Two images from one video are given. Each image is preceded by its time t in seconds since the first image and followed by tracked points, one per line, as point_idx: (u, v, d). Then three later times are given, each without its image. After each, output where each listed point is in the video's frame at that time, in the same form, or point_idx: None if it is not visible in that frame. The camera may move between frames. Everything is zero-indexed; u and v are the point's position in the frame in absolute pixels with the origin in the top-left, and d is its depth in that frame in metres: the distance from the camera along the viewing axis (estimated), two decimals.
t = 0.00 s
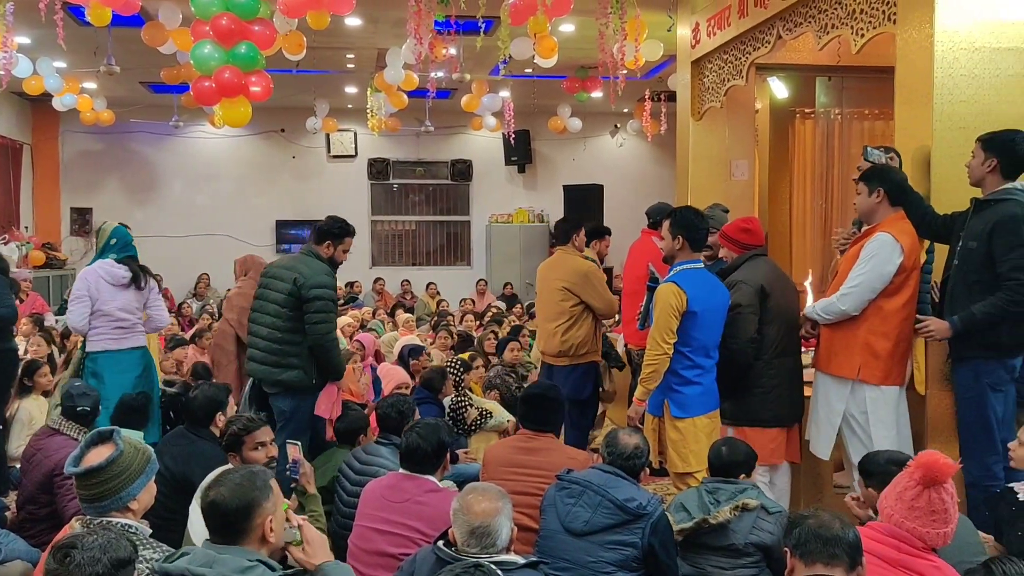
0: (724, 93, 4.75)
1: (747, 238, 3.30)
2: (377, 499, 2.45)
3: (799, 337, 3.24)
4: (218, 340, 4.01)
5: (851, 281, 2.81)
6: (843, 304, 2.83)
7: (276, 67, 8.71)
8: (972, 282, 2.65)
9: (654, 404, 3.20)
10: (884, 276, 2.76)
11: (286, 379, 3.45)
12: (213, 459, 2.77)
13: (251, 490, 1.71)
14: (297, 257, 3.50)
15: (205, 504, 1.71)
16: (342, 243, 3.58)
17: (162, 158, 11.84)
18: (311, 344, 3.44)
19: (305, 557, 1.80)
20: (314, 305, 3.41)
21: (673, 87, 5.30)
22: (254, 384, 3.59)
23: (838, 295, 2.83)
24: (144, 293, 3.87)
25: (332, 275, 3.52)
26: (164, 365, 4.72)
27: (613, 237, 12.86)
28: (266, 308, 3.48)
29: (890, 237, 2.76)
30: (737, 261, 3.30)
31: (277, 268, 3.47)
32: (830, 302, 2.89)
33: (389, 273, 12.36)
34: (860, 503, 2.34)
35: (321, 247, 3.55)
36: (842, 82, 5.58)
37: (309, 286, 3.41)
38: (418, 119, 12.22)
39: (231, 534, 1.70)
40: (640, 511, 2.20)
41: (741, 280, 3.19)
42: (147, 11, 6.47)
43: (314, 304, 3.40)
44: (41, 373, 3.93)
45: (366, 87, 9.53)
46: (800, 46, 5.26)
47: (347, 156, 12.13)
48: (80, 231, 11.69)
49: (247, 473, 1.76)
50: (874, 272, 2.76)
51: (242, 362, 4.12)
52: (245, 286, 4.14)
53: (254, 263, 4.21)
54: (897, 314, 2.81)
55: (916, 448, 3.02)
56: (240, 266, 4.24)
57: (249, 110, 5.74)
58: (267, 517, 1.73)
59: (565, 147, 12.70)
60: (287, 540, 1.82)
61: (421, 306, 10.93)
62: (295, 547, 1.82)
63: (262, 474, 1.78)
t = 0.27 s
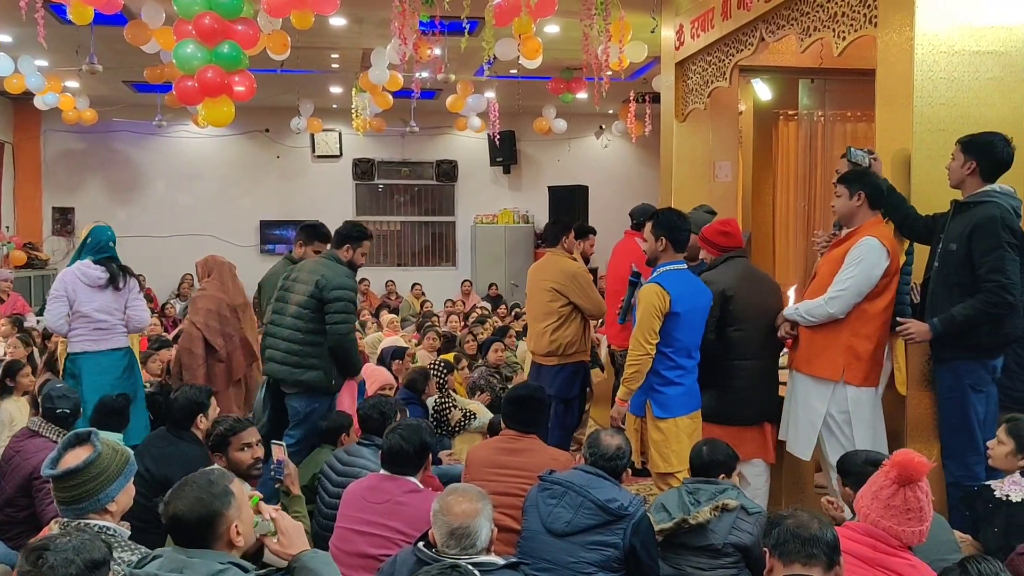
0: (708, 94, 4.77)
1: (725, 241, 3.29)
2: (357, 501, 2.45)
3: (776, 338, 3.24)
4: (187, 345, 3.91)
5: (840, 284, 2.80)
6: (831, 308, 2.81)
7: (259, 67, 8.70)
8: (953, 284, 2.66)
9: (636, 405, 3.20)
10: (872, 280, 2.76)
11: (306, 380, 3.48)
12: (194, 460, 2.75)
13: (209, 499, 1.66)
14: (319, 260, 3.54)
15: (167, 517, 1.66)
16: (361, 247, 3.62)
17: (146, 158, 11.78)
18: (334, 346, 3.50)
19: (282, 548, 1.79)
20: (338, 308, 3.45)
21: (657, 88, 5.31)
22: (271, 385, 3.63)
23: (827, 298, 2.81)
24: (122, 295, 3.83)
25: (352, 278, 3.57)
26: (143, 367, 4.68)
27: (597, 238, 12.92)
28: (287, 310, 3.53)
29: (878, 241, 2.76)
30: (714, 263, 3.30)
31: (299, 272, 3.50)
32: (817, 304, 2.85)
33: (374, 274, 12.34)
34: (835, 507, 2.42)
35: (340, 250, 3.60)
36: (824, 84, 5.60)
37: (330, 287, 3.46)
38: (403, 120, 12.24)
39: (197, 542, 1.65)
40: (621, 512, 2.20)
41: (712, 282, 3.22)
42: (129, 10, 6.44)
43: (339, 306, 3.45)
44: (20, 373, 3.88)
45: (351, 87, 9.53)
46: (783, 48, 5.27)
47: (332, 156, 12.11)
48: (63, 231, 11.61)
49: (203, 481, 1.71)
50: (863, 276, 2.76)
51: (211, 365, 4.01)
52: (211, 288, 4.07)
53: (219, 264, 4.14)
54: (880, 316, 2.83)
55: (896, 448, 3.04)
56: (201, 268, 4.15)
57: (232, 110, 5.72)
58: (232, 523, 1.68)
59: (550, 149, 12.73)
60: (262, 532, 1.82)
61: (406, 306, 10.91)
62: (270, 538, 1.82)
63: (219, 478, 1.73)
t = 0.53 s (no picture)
0: (702, 97, 4.77)
1: (706, 244, 3.33)
2: (346, 501, 2.45)
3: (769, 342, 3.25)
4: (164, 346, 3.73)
5: (835, 289, 2.80)
6: (826, 313, 2.81)
7: (254, 66, 8.70)
8: (943, 289, 2.67)
9: (628, 406, 3.21)
10: (867, 285, 2.76)
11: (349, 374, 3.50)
12: (184, 460, 2.75)
13: (181, 510, 1.62)
14: (353, 255, 3.57)
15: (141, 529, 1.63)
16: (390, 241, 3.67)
17: (140, 156, 11.76)
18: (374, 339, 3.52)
19: (268, 536, 1.81)
20: (379, 301, 3.48)
21: (651, 90, 5.34)
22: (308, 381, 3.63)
23: (823, 303, 2.81)
24: (110, 294, 3.79)
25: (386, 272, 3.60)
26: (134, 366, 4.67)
27: (592, 239, 12.93)
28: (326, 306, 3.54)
29: (872, 247, 2.76)
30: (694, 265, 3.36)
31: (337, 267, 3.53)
32: (813, 308, 2.85)
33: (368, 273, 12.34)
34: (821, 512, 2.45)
35: (371, 245, 3.64)
36: (818, 88, 5.57)
37: (371, 283, 3.49)
38: (398, 120, 12.26)
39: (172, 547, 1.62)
40: (610, 514, 2.21)
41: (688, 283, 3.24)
42: (123, 8, 6.44)
43: (379, 299, 3.48)
44: (12, 372, 3.88)
45: (346, 87, 9.54)
46: (777, 51, 5.19)
47: (327, 156, 12.12)
48: (57, 228, 11.59)
49: (171, 489, 1.66)
50: (858, 282, 2.76)
51: (189, 366, 3.82)
52: (184, 289, 3.88)
53: (193, 264, 3.92)
54: (871, 320, 2.83)
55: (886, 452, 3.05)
56: (173, 268, 3.92)
57: (226, 109, 5.73)
58: (208, 526, 1.65)
59: (545, 149, 12.75)
60: (245, 523, 1.82)
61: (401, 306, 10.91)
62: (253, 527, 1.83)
63: (188, 483, 1.68)
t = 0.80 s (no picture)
0: (701, 106, 4.78)
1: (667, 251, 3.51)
2: (341, 508, 2.45)
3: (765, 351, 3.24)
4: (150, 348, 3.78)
5: (833, 300, 2.79)
6: (826, 324, 2.80)
7: (255, 71, 8.72)
8: (939, 299, 2.67)
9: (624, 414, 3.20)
10: (864, 295, 2.76)
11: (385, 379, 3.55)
12: (179, 465, 2.75)
13: (162, 523, 1.61)
14: (384, 262, 3.61)
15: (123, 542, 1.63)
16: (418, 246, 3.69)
17: (140, 160, 11.78)
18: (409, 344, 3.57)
19: (259, 534, 1.88)
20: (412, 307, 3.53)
21: (651, 98, 5.33)
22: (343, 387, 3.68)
23: (823, 315, 2.80)
24: (105, 299, 3.76)
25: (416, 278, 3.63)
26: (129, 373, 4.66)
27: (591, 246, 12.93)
28: (359, 313, 3.59)
29: (867, 257, 2.76)
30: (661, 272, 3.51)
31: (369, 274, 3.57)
32: (811, 319, 2.85)
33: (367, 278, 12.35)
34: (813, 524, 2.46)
35: (400, 250, 3.66)
36: (817, 97, 5.59)
37: (402, 288, 3.53)
38: (398, 126, 12.27)
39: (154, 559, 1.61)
40: (606, 522, 2.20)
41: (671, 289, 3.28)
42: (125, 13, 6.46)
43: (412, 306, 3.52)
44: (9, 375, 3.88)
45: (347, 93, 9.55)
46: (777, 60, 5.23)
47: (327, 161, 12.15)
48: (56, 231, 11.60)
49: (152, 501, 1.64)
50: (857, 293, 2.76)
51: (176, 371, 3.85)
52: (171, 294, 3.89)
53: (179, 269, 3.94)
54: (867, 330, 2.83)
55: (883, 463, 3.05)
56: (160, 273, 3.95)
57: (226, 114, 5.74)
58: (192, 535, 1.64)
59: (545, 156, 12.76)
60: (234, 524, 1.86)
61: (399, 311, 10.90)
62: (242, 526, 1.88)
63: (168, 494, 1.67)
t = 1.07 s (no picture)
0: (697, 110, 4.79)
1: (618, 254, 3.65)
2: (334, 512, 2.44)
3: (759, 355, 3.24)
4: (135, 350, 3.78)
5: (823, 303, 2.79)
6: (815, 327, 2.81)
7: (252, 75, 8.73)
8: (931, 304, 2.67)
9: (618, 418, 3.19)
10: (855, 298, 2.76)
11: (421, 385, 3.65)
12: (173, 468, 2.74)
13: (150, 529, 1.60)
14: (419, 270, 3.69)
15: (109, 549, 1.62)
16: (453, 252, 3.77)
17: (137, 163, 11.78)
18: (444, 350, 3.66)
19: (250, 533, 1.88)
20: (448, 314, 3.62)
21: (647, 103, 5.34)
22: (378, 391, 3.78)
23: (812, 318, 2.81)
24: (86, 305, 3.75)
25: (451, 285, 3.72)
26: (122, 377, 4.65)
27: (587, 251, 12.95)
28: (394, 319, 3.68)
29: (858, 260, 2.76)
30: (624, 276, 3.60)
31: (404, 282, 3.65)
32: (802, 324, 2.85)
33: (363, 282, 12.35)
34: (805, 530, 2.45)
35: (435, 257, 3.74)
36: (813, 102, 5.68)
37: (437, 299, 3.62)
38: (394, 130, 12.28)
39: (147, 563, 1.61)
40: (600, 527, 2.20)
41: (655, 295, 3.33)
42: (122, 16, 6.47)
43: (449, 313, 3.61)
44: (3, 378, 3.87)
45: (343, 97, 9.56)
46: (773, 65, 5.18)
47: (323, 165, 12.15)
48: (52, 234, 11.59)
49: (138, 507, 1.64)
50: (846, 295, 2.76)
51: (158, 372, 3.84)
52: (162, 296, 3.90)
53: (175, 272, 3.94)
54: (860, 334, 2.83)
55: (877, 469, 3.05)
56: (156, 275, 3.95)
57: (222, 117, 5.75)
58: (181, 539, 1.64)
59: (541, 161, 12.78)
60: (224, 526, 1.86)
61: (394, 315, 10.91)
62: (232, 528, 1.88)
63: (155, 500, 1.66)
